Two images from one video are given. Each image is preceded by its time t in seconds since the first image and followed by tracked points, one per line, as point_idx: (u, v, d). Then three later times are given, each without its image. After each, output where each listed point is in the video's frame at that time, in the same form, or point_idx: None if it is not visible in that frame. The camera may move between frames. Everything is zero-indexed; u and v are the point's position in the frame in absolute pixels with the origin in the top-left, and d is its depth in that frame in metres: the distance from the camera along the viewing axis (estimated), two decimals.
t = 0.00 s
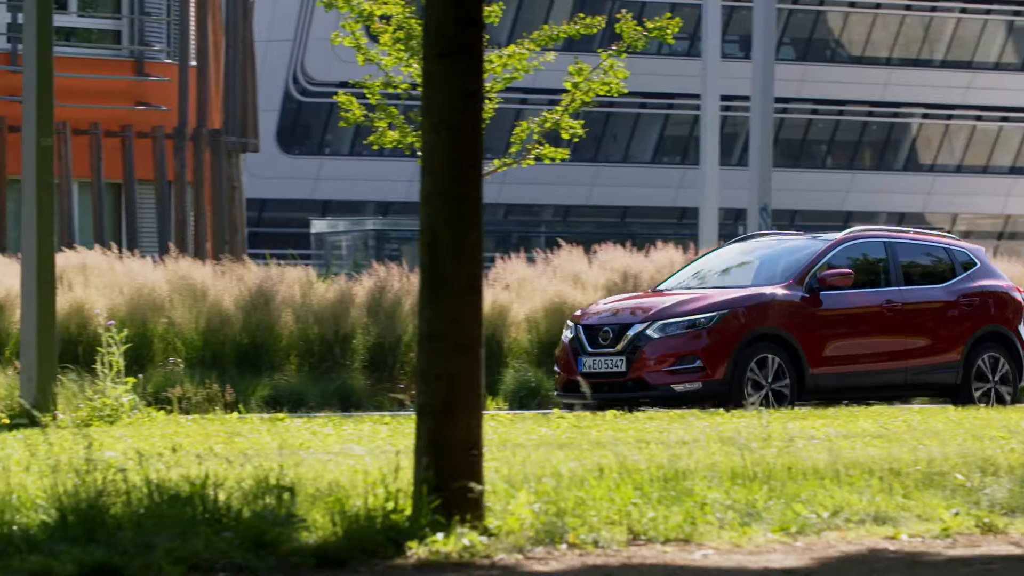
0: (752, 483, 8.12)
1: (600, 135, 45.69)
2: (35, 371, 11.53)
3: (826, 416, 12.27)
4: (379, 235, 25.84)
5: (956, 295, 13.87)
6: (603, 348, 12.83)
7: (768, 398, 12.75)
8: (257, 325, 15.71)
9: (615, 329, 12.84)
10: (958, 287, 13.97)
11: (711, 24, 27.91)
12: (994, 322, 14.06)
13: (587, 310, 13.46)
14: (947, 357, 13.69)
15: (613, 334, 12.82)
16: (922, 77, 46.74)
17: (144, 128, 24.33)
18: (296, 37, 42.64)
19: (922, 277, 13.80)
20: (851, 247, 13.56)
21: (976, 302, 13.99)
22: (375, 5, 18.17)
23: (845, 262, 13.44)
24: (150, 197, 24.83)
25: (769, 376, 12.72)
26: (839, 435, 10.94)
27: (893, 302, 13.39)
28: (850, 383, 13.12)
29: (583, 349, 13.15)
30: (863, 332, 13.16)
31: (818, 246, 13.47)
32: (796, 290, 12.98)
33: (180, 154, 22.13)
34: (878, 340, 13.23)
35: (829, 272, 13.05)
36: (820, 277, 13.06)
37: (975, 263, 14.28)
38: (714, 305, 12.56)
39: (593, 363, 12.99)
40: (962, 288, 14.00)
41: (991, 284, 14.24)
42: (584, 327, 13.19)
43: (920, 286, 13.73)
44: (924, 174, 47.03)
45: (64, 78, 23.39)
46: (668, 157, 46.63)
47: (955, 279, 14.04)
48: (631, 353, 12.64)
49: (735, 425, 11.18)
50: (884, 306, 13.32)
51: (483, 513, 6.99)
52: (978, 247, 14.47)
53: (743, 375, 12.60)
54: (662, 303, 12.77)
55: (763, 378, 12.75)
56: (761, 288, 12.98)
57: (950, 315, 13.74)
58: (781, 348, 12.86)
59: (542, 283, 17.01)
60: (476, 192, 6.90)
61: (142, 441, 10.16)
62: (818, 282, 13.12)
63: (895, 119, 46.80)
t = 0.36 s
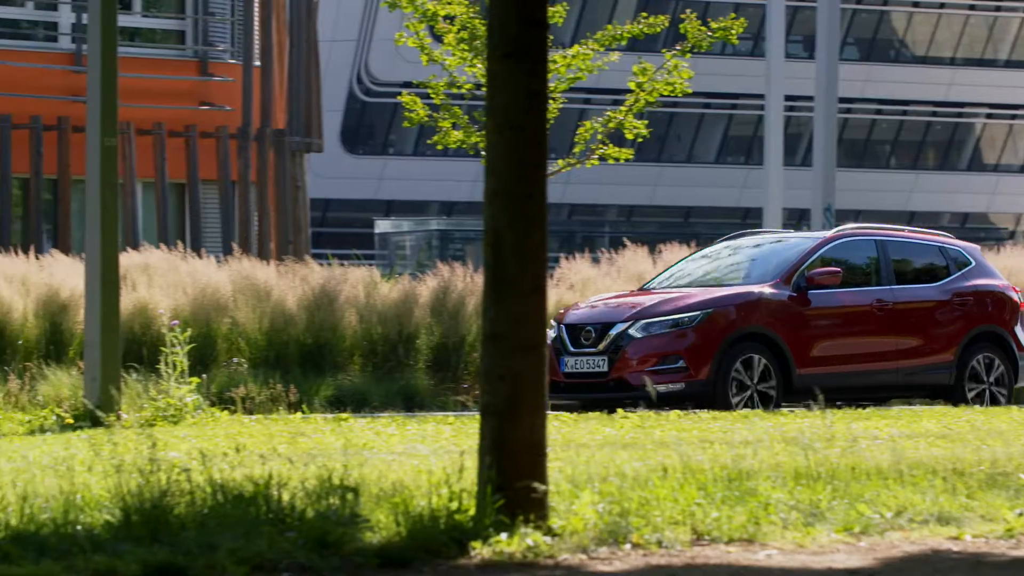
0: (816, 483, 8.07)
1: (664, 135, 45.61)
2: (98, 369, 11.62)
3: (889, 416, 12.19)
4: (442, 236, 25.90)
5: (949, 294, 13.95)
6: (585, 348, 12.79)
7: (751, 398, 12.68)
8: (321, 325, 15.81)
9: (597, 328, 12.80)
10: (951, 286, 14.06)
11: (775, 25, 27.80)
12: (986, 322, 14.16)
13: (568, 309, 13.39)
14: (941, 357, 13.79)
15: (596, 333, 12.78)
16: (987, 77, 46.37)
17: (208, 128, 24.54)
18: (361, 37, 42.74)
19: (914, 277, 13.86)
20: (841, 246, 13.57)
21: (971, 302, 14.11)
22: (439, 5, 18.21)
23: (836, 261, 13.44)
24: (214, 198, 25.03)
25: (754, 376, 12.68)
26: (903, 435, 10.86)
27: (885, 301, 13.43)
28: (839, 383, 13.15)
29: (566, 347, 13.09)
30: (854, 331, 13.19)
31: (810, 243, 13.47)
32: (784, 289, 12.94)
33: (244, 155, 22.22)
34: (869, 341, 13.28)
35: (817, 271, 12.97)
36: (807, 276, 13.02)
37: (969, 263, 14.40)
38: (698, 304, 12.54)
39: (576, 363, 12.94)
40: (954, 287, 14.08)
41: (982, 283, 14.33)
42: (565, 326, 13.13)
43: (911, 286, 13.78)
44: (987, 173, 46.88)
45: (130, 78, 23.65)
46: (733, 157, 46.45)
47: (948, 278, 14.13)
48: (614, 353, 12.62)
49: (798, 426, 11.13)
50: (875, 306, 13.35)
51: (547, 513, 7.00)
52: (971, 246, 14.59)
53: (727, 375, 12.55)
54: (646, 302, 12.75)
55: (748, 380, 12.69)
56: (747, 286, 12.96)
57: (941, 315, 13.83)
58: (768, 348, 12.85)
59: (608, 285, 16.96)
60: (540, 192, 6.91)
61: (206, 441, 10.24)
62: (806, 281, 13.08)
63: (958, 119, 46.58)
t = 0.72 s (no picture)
0: (873, 483, 8.05)
1: (720, 135, 45.47)
2: (156, 369, 11.69)
3: (945, 417, 12.13)
4: (499, 236, 25.95)
5: (933, 294, 13.89)
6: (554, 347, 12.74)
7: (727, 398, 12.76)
8: (378, 325, 15.93)
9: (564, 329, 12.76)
10: (936, 285, 14.00)
11: (830, 25, 27.72)
12: (969, 323, 14.06)
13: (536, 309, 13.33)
14: (925, 358, 13.75)
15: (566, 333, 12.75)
16: None
17: (264, 129, 24.67)
18: (417, 37, 42.83)
19: (897, 276, 13.81)
20: (820, 243, 13.57)
21: (956, 302, 14.03)
22: (495, 6, 18.24)
23: (814, 258, 13.46)
24: (270, 199, 25.15)
25: (729, 376, 12.73)
26: (961, 435, 10.82)
27: (865, 300, 13.40)
28: (818, 384, 13.19)
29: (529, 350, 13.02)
30: (832, 331, 13.18)
31: (788, 241, 13.47)
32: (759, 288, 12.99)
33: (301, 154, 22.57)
34: (849, 340, 13.28)
35: (795, 270, 13.01)
36: (786, 274, 13.05)
37: (956, 261, 14.31)
38: (673, 303, 12.59)
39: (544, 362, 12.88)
40: (939, 287, 14.01)
41: (968, 283, 14.24)
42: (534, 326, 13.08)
43: (894, 285, 13.73)
44: None
45: (188, 78, 23.98)
46: (789, 157, 46.31)
47: (934, 276, 14.07)
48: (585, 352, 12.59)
49: (855, 426, 11.11)
50: (855, 305, 13.32)
51: (604, 514, 7.01)
52: (958, 245, 14.51)
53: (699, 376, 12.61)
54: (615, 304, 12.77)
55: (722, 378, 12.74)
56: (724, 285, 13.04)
57: (925, 314, 13.77)
58: (742, 347, 12.90)
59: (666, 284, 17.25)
60: (597, 192, 6.92)
61: (262, 441, 10.33)
62: (783, 280, 13.10)
63: (1015, 119, 46.24)
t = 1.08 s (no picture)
0: (926, 483, 8.02)
1: (772, 135, 45.31)
2: (208, 370, 11.73)
3: (997, 417, 12.06)
4: (551, 236, 26.05)
5: (909, 293, 13.77)
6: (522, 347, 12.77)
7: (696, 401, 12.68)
8: (430, 325, 16.04)
9: (534, 328, 12.80)
10: (913, 284, 13.87)
11: (883, 25, 27.59)
12: (947, 322, 13.95)
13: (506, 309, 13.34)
14: (900, 358, 13.63)
15: (533, 333, 12.78)
16: None
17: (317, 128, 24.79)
18: (470, 36, 42.97)
19: (873, 276, 13.71)
20: (794, 241, 13.48)
21: (933, 300, 13.90)
22: (548, 6, 18.26)
23: (787, 257, 13.39)
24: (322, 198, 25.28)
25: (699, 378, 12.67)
26: (1014, 436, 10.75)
27: (839, 299, 13.33)
28: (790, 385, 13.10)
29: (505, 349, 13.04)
30: (806, 330, 13.13)
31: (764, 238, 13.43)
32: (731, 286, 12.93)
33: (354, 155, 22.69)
34: (823, 340, 13.21)
35: (767, 269, 12.96)
36: (757, 273, 12.99)
37: (934, 260, 14.19)
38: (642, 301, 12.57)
39: (511, 363, 12.89)
40: (916, 286, 13.89)
41: (946, 282, 14.11)
42: (502, 326, 13.10)
43: (869, 284, 13.63)
44: None
45: (240, 79, 24.26)
46: (841, 157, 46.13)
47: (911, 275, 13.94)
48: (551, 352, 12.62)
49: (907, 426, 11.07)
50: (829, 304, 13.25)
51: (656, 513, 7.04)
52: (938, 244, 14.38)
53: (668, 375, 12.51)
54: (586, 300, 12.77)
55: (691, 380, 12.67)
56: (693, 283, 12.98)
57: (902, 313, 13.66)
58: (711, 348, 12.83)
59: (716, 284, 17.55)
60: (649, 193, 6.95)
61: (315, 441, 10.42)
62: (755, 279, 13.06)
63: None
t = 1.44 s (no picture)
0: (980, 483, 8.00)
1: (825, 136, 45.09)
2: (261, 370, 11.78)
3: None
4: (604, 236, 26.12)
5: (884, 291, 13.55)
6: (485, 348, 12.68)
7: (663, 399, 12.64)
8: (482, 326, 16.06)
9: (497, 327, 12.71)
10: (888, 283, 13.66)
11: (936, 26, 27.46)
12: (921, 320, 13.67)
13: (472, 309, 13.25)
14: (873, 359, 13.40)
15: (495, 333, 12.69)
16: None
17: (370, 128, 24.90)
18: (522, 37, 43.11)
19: (847, 275, 13.53)
20: (764, 240, 13.33)
21: (908, 299, 13.65)
22: (601, 6, 18.26)
23: (757, 255, 13.25)
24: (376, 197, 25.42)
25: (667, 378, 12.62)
26: None
27: (810, 298, 13.19)
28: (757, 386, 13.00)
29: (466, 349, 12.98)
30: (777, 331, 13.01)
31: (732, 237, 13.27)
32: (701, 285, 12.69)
33: (406, 155, 22.82)
34: (794, 340, 13.08)
35: (735, 267, 12.81)
36: (726, 270, 12.84)
37: (909, 258, 13.96)
38: (605, 301, 12.51)
39: (474, 363, 12.80)
40: (891, 284, 13.67)
41: (921, 280, 13.87)
42: (467, 325, 13.01)
43: (842, 283, 13.46)
44: None
45: (292, 79, 24.33)
46: (894, 158, 45.95)
47: (886, 273, 13.73)
48: (513, 352, 12.52)
49: (960, 426, 11.03)
50: (800, 303, 13.13)
51: (709, 513, 7.05)
52: (915, 242, 14.14)
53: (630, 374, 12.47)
54: (549, 298, 12.69)
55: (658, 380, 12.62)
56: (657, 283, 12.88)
57: (878, 312, 13.46)
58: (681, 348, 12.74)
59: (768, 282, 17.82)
60: (702, 192, 6.98)
61: (368, 441, 10.50)
62: (723, 277, 12.88)
63: None
